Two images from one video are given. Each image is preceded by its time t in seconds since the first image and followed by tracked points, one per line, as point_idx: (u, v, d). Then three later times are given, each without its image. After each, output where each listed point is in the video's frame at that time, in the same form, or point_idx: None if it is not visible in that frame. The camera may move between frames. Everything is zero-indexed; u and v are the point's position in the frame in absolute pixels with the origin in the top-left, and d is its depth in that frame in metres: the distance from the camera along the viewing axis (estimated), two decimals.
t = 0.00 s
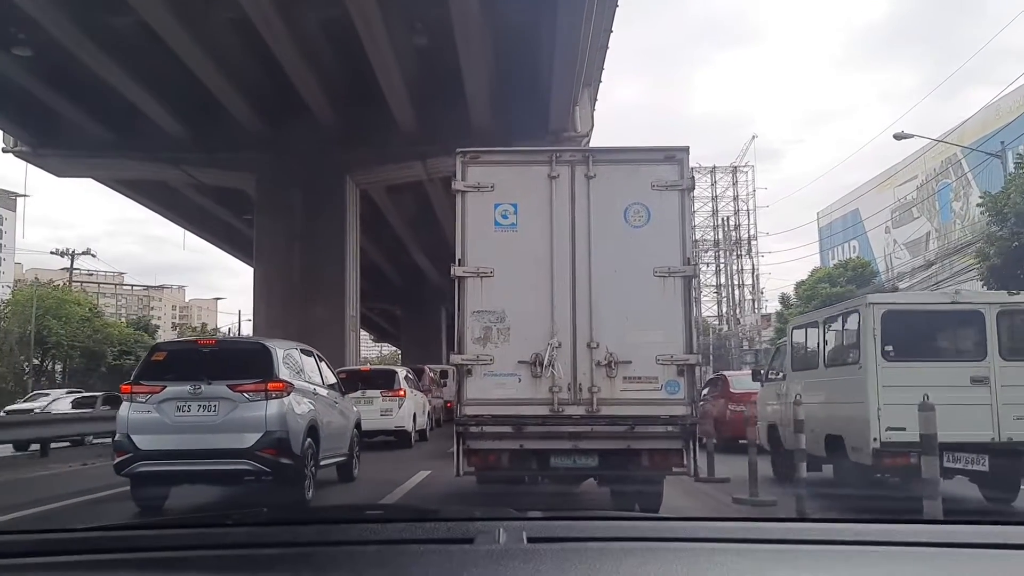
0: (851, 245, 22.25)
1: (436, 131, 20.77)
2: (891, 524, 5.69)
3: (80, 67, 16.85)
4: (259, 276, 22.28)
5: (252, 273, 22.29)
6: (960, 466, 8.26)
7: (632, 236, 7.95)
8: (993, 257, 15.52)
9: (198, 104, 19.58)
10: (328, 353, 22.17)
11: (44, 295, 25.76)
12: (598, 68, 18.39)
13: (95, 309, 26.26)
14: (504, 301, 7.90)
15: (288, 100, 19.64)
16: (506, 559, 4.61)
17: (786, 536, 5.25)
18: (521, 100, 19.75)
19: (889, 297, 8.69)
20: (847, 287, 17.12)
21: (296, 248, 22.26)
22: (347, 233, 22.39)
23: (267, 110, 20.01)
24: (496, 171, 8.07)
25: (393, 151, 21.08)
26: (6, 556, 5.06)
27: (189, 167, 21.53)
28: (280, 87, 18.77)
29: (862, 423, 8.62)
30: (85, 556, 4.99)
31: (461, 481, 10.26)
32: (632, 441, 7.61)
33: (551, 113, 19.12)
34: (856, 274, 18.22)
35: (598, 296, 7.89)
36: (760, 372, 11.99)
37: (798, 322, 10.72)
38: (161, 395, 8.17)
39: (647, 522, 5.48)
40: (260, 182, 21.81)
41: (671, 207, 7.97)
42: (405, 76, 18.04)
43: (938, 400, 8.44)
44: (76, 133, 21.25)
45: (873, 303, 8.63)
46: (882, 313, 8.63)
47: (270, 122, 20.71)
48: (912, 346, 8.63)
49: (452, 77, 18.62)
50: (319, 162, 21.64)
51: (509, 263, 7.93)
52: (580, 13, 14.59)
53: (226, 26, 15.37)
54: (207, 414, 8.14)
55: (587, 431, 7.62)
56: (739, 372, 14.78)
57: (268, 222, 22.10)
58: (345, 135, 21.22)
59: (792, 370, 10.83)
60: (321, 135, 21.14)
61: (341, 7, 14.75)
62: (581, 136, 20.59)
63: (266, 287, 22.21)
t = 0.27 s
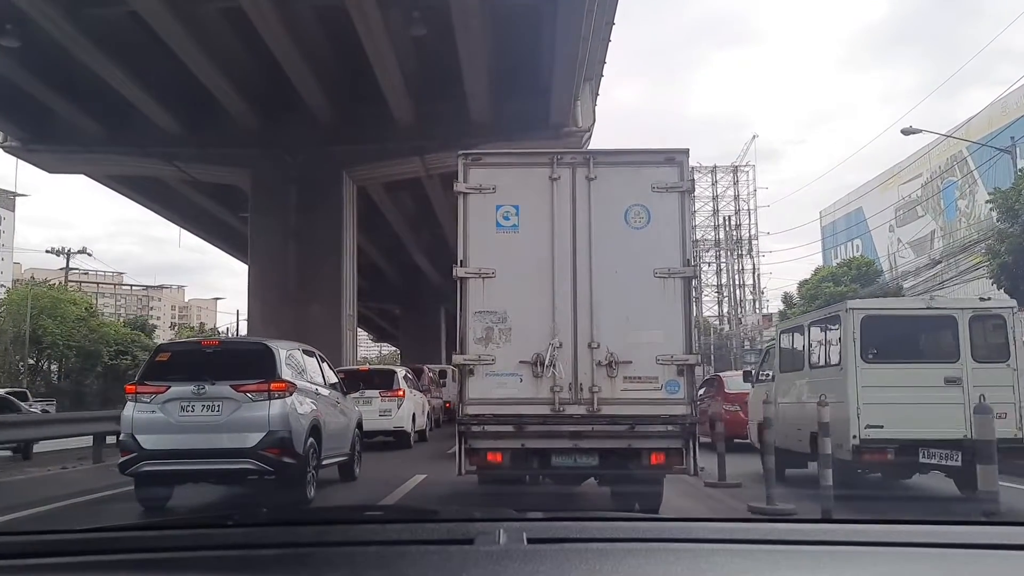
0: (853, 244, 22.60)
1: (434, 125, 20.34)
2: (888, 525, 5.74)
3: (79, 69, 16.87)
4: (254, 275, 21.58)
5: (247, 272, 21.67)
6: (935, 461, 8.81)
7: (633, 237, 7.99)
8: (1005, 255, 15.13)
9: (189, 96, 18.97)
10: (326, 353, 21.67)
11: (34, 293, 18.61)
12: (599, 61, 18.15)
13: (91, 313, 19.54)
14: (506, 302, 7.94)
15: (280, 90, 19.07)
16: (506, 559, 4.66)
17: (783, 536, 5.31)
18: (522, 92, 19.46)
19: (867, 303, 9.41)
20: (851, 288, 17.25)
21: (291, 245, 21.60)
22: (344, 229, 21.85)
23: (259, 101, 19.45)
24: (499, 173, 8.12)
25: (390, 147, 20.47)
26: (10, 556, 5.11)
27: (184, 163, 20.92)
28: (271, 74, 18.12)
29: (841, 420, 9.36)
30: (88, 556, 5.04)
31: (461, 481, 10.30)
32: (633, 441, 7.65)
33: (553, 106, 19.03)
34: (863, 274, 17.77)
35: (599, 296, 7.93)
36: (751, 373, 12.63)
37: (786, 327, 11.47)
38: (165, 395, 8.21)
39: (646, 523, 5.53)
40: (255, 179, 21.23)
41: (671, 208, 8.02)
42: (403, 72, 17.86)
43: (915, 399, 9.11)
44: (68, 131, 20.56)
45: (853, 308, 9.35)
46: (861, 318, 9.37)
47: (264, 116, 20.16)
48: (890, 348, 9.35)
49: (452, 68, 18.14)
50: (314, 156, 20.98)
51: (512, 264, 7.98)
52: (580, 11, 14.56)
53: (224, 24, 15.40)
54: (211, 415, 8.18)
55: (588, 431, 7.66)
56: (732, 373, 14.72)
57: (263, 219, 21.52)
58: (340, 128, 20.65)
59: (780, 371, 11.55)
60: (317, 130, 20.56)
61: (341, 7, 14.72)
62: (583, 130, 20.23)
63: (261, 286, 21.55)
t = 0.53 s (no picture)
0: (855, 244, 21.42)
1: (431, 122, 19.94)
2: (885, 526, 5.78)
3: (80, 75, 16.73)
4: (249, 275, 20.98)
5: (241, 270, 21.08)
6: (914, 456, 9.39)
7: (634, 238, 8.02)
8: (1016, 252, 15.23)
9: (182, 93, 17.85)
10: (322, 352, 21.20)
11: (30, 292, 15.28)
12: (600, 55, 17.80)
13: (88, 312, 16.66)
14: (508, 303, 7.96)
15: (277, 87, 18.16)
16: (506, 560, 4.69)
17: (781, 536, 5.34)
18: (523, 86, 19.16)
19: (849, 308, 10.01)
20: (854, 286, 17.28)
21: (287, 243, 21.09)
22: (341, 226, 21.35)
23: (256, 97, 18.45)
24: (501, 174, 8.14)
25: (388, 142, 20.03)
26: (12, 557, 5.13)
27: (178, 159, 20.00)
28: (269, 72, 17.32)
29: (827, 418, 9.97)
30: (90, 557, 5.06)
31: (460, 482, 10.31)
32: (634, 440, 7.68)
33: (554, 100, 18.80)
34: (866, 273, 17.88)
35: (599, 297, 7.96)
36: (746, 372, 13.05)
37: (775, 331, 11.99)
38: (168, 396, 8.24)
39: (645, 523, 5.56)
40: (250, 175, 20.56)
41: (671, 208, 8.05)
42: (404, 72, 17.58)
43: (892, 398, 9.68)
44: (57, 124, 19.49)
45: (836, 313, 9.96)
46: (843, 321, 9.97)
47: (260, 111, 19.17)
48: (872, 350, 9.92)
49: (450, 64, 17.55)
50: (310, 150, 20.27)
51: (514, 265, 8.00)
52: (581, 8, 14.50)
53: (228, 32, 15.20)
54: (213, 415, 8.21)
55: (589, 431, 7.69)
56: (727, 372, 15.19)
57: (259, 216, 20.90)
58: (336, 120, 19.73)
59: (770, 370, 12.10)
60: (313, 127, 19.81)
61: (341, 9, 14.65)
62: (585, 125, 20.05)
63: (255, 285, 20.99)
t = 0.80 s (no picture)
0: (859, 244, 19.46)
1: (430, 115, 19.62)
2: (884, 526, 5.77)
3: (77, 71, 16.72)
4: (243, 271, 20.80)
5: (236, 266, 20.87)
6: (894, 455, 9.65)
7: (636, 238, 8.01)
8: None
9: (178, 87, 18.05)
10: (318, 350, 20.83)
11: (24, 290, 14.40)
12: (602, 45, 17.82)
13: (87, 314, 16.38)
14: (508, 303, 7.95)
15: (273, 79, 18.21)
16: (506, 559, 4.69)
17: (781, 536, 5.33)
18: (520, 79, 19.00)
19: (833, 313, 10.43)
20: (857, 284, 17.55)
21: (282, 239, 20.86)
22: (337, 221, 21.03)
23: (250, 89, 18.63)
24: (501, 174, 8.14)
25: (384, 137, 19.88)
26: (13, 556, 5.13)
27: (170, 154, 19.88)
28: (263, 65, 17.29)
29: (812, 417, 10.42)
30: (91, 556, 5.06)
31: (459, 483, 10.30)
32: (635, 441, 7.67)
33: (554, 94, 18.57)
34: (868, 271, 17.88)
35: (600, 296, 7.95)
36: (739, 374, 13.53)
37: (766, 333, 12.44)
38: (169, 396, 8.24)
39: (645, 523, 5.56)
40: (245, 171, 20.49)
41: (672, 208, 8.04)
42: (402, 66, 17.58)
43: (874, 399, 10.12)
44: (56, 124, 19.48)
45: (821, 317, 10.42)
46: (827, 325, 10.40)
47: (254, 104, 19.33)
48: (855, 354, 10.32)
49: (445, 54, 17.36)
50: (305, 142, 20.24)
51: (514, 264, 7.99)
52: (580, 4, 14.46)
53: (225, 28, 15.30)
54: (215, 415, 8.21)
55: (590, 430, 7.68)
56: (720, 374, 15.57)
57: (255, 212, 20.78)
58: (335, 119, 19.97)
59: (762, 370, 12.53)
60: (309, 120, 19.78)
61: (339, 6, 14.62)
62: (587, 121, 19.77)
63: (249, 281, 20.82)
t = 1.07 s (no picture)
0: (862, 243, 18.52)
1: (427, 110, 19.49)
2: (885, 525, 5.73)
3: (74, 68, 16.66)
4: (238, 269, 20.75)
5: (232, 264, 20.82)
6: (878, 451, 10.03)
7: (638, 236, 7.97)
8: None
9: (173, 82, 17.95)
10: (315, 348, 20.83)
11: (20, 288, 14.28)
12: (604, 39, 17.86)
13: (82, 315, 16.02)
14: (509, 301, 7.91)
15: (268, 75, 18.14)
16: (506, 559, 4.64)
17: (782, 536, 5.29)
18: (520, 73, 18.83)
19: (820, 315, 10.94)
20: (863, 284, 17.15)
21: (278, 236, 20.83)
22: (332, 217, 20.97)
23: (246, 87, 18.55)
24: (501, 171, 8.10)
25: (382, 133, 19.75)
26: (8, 556, 5.09)
27: (163, 150, 19.60)
28: (260, 61, 17.20)
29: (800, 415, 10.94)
30: (91, 556, 5.02)
31: (458, 482, 10.26)
32: (638, 440, 7.63)
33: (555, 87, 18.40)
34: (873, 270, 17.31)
35: (602, 295, 7.91)
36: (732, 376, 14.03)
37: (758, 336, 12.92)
38: (170, 396, 8.20)
39: (645, 523, 5.51)
40: (241, 168, 20.34)
41: (674, 205, 8.00)
42: (400, 61, 17.54)
43: (860, 397, 10.62)
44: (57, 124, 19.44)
45: (808, 319, 10.92)
46: (815, 328, 10.91)
47: (250, 99, 19.10)
48: (842, 356, 10.85)
49: (442, 46, 17.17)
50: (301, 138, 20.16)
51: (514, 262, 7.95)
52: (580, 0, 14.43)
53: (224, 26, 15.29)
54: (215, 415, 8.17)
55: (592, 429, 7.64)
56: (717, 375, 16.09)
57: (251, 208, 20.69)
58: (330, 113, 19.77)
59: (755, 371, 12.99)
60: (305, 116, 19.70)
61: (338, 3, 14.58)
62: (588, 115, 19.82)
63: (244, 279, 20.77)
